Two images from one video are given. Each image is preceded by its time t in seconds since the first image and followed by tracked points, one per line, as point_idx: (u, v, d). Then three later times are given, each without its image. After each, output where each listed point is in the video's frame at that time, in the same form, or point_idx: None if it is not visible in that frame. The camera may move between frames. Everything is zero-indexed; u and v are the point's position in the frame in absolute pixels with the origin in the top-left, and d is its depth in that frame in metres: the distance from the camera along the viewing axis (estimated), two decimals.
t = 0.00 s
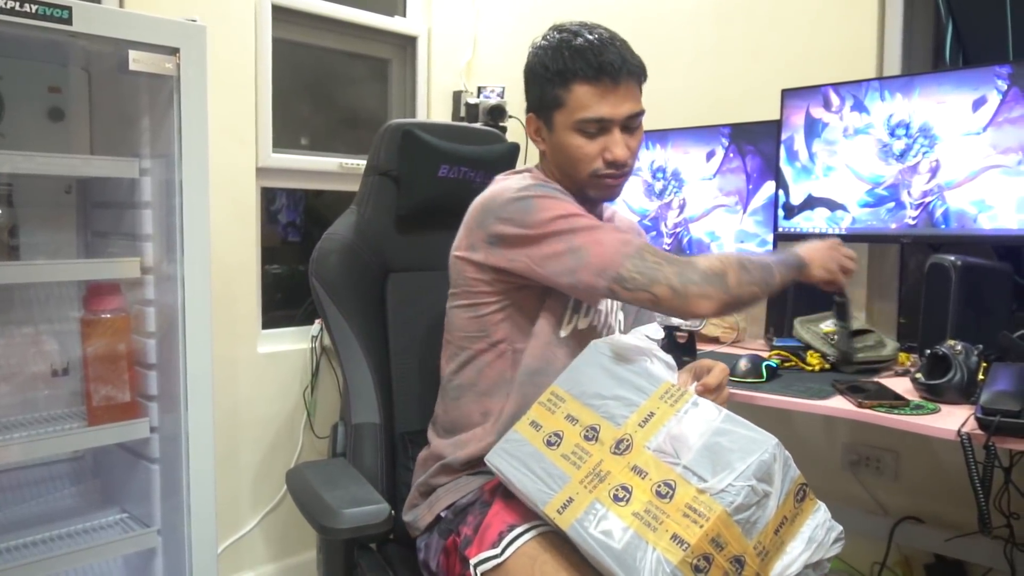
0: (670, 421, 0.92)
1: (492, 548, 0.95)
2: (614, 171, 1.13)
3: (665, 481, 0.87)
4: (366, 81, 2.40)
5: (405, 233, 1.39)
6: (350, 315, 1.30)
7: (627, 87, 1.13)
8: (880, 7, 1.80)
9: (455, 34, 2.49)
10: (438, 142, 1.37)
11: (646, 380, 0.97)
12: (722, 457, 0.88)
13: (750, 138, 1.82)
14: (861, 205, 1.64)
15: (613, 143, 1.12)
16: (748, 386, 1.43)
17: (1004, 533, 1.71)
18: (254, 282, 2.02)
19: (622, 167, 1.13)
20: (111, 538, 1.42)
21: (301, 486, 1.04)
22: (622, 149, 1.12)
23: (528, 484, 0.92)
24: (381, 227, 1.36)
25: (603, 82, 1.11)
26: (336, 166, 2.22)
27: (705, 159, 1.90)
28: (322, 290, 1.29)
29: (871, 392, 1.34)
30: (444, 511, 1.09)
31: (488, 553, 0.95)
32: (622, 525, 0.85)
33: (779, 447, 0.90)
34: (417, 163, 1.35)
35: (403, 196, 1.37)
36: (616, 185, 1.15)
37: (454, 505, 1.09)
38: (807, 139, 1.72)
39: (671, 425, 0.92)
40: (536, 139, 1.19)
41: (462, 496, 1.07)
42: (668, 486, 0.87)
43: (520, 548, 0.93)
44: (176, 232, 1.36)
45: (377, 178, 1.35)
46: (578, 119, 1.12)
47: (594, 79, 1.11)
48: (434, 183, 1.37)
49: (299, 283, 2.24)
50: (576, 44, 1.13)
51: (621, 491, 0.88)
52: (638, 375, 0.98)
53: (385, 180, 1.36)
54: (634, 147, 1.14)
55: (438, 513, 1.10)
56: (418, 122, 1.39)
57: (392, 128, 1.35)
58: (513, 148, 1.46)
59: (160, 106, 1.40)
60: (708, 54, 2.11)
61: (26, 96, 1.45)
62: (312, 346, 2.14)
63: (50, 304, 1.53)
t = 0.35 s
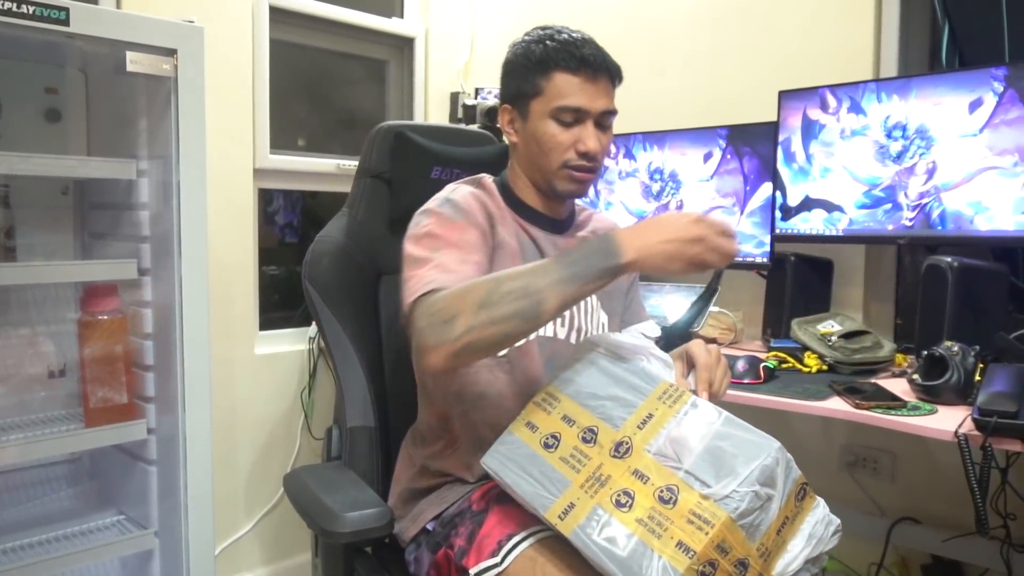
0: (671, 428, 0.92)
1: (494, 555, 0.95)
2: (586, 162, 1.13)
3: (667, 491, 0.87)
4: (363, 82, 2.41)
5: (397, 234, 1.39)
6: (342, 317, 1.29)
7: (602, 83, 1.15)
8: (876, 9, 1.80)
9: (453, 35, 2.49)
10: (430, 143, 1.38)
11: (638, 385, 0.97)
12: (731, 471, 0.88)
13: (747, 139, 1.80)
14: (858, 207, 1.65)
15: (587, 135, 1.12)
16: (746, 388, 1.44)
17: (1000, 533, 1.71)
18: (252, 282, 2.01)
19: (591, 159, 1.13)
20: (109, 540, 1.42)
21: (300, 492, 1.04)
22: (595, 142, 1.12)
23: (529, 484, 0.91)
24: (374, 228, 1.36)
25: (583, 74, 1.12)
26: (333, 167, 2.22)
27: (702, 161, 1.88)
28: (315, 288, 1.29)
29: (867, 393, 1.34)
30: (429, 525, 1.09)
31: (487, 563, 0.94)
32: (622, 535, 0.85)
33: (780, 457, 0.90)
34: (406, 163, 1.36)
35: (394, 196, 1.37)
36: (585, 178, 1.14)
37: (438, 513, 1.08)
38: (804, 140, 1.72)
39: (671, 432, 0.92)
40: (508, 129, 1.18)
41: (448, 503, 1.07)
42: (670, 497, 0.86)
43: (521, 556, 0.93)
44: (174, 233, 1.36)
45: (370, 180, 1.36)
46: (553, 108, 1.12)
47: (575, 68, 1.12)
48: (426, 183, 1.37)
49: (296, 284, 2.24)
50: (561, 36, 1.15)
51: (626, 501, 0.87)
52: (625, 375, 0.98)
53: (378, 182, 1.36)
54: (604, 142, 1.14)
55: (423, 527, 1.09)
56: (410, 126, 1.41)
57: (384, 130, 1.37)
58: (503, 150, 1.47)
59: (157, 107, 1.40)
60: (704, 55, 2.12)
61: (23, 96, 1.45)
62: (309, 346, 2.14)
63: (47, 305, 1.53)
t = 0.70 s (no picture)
0: (542, 413, 0.81)
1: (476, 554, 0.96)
2: (488, 169, 1.14)
3: (596, 489, 0.78)
4: (366, 83, 2.41)
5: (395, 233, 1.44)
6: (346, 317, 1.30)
7: (511, 86, 1.16)
8: (879, 10, 1.80)
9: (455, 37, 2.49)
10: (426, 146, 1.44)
11: (480, 378, 0.86)
12: (629, 428, 0.78)
13: (748, 140, 1.81)
14: (861, 208, 1.65)
15: (474, 139, 1.12)
16: (748, 389, 1.43)
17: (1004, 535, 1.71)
18: (254, 283, 2.01)
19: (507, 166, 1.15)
20: (111, 541, 1.42)
21: (298, 495, 1.03)
22: (484, 146, 1.12)
23: (453, 532, 0.87)
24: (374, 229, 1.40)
25: (456, 80, 1.12)
26: (335, 168, 2.22)
27: (704, 161, 1.88)
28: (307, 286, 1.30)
29: (870, 394, 1.34)
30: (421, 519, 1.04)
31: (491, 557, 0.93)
32: (564, 550, 0.80)
33: (636, 393, 0.78)
34: (401, 167, 1.42)
35: (392, 197, 1.42)
36: (495, 185, 1.15)
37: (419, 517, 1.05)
38: (806, 141, 1.72)
39: (536, 426, 0.82)
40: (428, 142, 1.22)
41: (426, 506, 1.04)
42: (596, 496, 0.78)
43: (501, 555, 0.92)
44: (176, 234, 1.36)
45: (368, 182, 1.40)
46: (438, 117, 1.14)
47: (445, 74, 1.12)
48: (424, 185, 1.44)
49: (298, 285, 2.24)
50: (472, 38, 1.14)
51: (544, 517, 0.81)
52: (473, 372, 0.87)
53: (374, 184, 1.40)
54: (502, 145, 1.14)
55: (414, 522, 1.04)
56: (405, 128, 1.44)
57: (382, 133, 1.40)
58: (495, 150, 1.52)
59: (160, 108, 1.40)
60: (706, 56, 2.12)
61: (25, 98, 1.45)
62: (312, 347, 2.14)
63: (49, 306, 1.53)
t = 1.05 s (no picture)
0: (540, 412, 0.82)
1: (475, 553, 0.96)
2: (494, 163, 1.15)
3: (594, 488, 0.78)
4: (365, 82, 2.41)
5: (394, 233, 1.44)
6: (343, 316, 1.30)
7: (516, 82, 1.17)
8: (879, 9, 1.80)
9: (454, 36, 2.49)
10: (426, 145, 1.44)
11: (478, 377, 0.87)
12: (628, 427, 0.78)
13: (748, 139, 1.81)
14: (861, 207, 1.65)
15: (482, 134, 1.13)
16: (747, 388, 1.43)
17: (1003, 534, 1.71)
18: (253, 283, 2.01)
19: (513, 160, 1.15)
20: (110, 540, 1.42)
21: (297, 493, 1.03)
22: (492, 140, 1.13)
23: (453, 531, 0.87)
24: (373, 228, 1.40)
25: (461, 76, 1.13)
26: (334, 167, 2.22)
27: (704, 160, 1.88)
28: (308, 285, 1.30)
29: (869, 393, 1.34)
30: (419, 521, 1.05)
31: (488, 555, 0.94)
32: (563, 549, 0.79)
33: (635, 393, 0.79)
34: (401, 166, 1.41)
35: (392, 196, 1.42)
36: (503, 180, 1.16)
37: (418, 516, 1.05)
38: (806, 140, 1.72)
39: (535, 425, 0.82)
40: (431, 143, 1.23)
41: (425, 505, 1.05)
42: (595, 495, 0.78)
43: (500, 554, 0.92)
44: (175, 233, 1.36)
45: (368, 181, 1.40)
46: (445, 114, 1.15)
47: (450, 71, 1.13)
48: (423, 185, 1.45)
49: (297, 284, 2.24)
50: (475, 35, 1.15)
51: (543, 516, 0.81)
52: (470, 371, 0.87)
53: (374, 184, 1.40)
54: (509, 139, 1.15)
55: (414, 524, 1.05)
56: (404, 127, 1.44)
57: (382, 133, 1.40)
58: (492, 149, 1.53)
59: (159, 107, 1.40)
60: (706, 54, 2.12)
61: (25, 97, 1.45)
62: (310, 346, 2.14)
63: (48, 305, 1.53)
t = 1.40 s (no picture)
0: (547, 415, 0.81)
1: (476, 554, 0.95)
2: (500, 157, 1.15)
3: (602, 491, 0.79)
4: (365, 81, 2.41)
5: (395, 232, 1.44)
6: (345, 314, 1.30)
7: (525, 78, 1.18)
8: (880, 9, 1.80)
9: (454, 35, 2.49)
10: (427, 145, 1.44)
11: (484, 379, 0.86)
12: (636, 430, 0.78)
13: (749, 139, 1.81)
14: (861, 207, 1.65)
15: (489, 126, 1.14)
16: (748, 387, 1.43)
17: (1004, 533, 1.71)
18: (254, 282, 2.01)
19: (519, 155, 1.15)
20: (111, 539, 1.42)
21: (300, 493, 1.03)
22: (499, 133, 1.13)
23: (457, 535, 0.87)
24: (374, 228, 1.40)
25: (473, 67, 1.14)
26: (335, 166, 2.22)
27: (704, 160, 1.88)
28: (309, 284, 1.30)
29: (870, 392, 1.34)
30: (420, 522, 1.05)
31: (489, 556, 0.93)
32: (569, 553, 0.80)
33: (643, 396, 0.79)
34: (402, 166, 1.42)
35: (393, 196, 1.42)
36: (506, 174, 1.16)
37: (419, 516, 1.05)
38: (807, 140, 1.72)
39: (542, 428, 0.82)
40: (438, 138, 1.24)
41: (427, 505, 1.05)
42: (602, 498, 0.78)
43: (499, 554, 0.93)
44: (176, 233, 1.36)
45: (368, 181, 1.40)
46: (454, 104, 1.15)
47: (462, 61, 1.14)
48: (425, 184, 1.45)
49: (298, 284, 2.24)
50: (489, 30, 1.16)
51: (549, 520, 0.81)
52: (477, 374, 0.86)
53: (375, 183, 1.40)
54: (516, 133, 1.15)
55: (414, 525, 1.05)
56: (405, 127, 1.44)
57: (383, 132, 1.40)
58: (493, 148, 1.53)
59: (160, 107, 1.40)
60: (707, 54, 2.12)
61: (26, 96, 1.45)
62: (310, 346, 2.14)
63: (49, 305, 1.53)
